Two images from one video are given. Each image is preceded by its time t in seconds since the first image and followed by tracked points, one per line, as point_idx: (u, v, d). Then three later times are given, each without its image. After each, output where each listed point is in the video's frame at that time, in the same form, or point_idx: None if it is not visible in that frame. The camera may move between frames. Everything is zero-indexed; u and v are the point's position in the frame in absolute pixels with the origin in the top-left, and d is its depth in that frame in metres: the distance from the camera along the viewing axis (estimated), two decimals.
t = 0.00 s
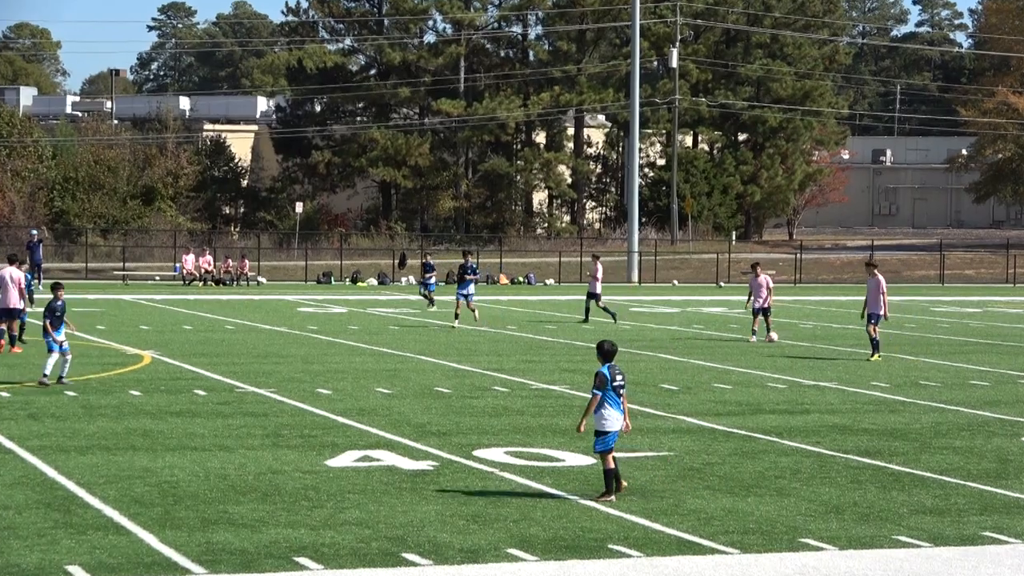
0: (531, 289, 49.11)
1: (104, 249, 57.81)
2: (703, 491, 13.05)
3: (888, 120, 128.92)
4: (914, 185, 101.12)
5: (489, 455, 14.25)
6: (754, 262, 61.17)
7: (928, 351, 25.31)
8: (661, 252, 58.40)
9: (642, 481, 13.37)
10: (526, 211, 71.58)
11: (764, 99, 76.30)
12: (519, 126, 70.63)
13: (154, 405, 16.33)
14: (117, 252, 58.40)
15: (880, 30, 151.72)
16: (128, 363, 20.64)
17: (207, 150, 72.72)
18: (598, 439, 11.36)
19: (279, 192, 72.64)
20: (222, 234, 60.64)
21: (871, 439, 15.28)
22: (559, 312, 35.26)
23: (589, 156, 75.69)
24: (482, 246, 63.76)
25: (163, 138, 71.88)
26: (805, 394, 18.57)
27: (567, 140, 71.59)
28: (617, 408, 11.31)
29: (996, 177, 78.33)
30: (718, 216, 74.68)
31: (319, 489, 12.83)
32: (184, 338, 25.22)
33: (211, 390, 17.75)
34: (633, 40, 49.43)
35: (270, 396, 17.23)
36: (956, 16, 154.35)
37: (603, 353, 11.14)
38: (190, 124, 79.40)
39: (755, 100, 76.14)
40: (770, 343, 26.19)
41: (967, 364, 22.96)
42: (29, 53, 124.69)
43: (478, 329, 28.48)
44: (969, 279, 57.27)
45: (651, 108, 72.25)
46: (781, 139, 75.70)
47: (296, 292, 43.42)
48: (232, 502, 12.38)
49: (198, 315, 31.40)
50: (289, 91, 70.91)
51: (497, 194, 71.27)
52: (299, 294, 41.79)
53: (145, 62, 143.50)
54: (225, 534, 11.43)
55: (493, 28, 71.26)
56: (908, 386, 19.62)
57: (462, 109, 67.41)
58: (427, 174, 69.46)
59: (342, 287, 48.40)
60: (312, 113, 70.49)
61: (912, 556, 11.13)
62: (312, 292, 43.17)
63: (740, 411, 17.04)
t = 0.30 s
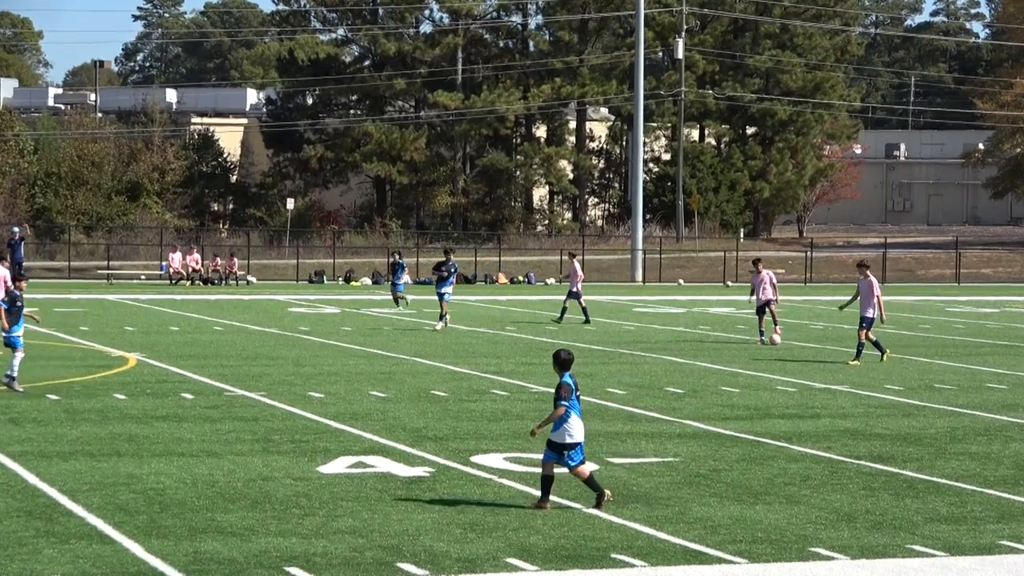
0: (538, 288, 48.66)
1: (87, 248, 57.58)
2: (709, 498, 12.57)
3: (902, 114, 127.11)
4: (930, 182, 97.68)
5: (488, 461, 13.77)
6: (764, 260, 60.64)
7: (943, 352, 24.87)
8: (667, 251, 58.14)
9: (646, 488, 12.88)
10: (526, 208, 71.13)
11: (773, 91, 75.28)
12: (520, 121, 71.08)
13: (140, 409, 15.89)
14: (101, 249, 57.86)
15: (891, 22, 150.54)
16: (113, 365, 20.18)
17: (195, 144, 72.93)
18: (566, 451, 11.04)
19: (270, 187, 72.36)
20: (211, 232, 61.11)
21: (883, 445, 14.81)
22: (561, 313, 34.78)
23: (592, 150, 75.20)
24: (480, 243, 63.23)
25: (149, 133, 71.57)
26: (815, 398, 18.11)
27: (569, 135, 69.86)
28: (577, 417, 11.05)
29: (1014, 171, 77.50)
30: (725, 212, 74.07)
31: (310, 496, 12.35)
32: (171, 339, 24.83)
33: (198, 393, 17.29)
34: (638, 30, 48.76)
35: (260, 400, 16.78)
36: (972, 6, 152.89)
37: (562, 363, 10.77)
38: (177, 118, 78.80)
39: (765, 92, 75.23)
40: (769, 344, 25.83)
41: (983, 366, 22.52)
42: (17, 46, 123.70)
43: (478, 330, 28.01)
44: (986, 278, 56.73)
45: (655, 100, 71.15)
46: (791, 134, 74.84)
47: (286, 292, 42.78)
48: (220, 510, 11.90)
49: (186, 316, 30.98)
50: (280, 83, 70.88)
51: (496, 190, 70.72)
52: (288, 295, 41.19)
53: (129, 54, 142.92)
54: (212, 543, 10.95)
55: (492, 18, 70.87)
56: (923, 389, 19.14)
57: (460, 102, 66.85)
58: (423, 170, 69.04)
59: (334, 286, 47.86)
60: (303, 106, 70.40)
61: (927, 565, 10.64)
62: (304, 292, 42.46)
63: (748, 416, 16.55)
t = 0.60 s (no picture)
0: (543, 287, 48.18)
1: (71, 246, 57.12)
2: (716, 506, 12.09)
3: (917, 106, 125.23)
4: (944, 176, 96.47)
5: (486, 467, 13.32)
6: (773, 259, 60.20)
7: (957, 355, 24.45)
8: (673, 250, 57.59)
9: (649, 496, 12.41)
10: (525, 204, 70.82)
11: (783, 83, 73.79)
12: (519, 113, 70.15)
13: (125, 413, 15.46)
14: (85, 249, 57.42)
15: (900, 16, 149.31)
16: (97, 368, 19.76)
17: (182, 138, 72.49)
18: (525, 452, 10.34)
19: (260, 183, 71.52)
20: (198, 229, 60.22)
21: (897, 450, 14.36)
22: (564, 312, 34.32)
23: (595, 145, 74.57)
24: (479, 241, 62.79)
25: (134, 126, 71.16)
26: (826, 401, 17.68)
27: (570, 128, 69.60)
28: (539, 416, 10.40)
29: None
30: (733, 209, 73.53)
31: (301, 503, 11.88)
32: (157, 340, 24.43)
33: (186, 397, 16.89)
34: (642, 21, 48.09)
35: (250, 404, 16.39)
36: None
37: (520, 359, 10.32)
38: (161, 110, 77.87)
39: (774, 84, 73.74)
40: (762, 348, 25.26)
41: (999, 368, 22.11)
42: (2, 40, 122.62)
43: (477, 331, 27.61)
44: (1000, 278, 56.23)
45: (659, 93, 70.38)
46: (800, 127, 73.82)
47: (279, 292, 42.24)
48: (208, 518, 11.40)
49: (174, 316, 30.59)
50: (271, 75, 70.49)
51: (495, 185, 70.01)
52: (280, 294, 40.69)
53: (114, 45, 142.15)
54: (200, 553, 10.44)
55: (491, 7, 70.42)
56: (938, 393, 18.71)
57: (456, 94, 66.78)
58: (418, 165, 68.52)
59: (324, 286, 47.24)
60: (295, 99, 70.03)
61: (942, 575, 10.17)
62: (294, 293, 41.72)
63: (756, 420, 16.11)
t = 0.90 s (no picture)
0: (547, 286, 47.79)
1: (57, 244, 56.76)
2: (722, 513, 11.72)
3: (927, 100, 124.10)
4: (956, 171, 95.83)
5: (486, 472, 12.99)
6: (779, 258, 59.79)
7: (968, 356, 24.20)
8: (679, 249, 57.10)
9: (652, 501, 12.07)
10: (525, 201, 70.32)
11: (790, 77, 73.69)
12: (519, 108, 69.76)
13: (113, 416, 15.19)
14: (71, 246, 57.36)
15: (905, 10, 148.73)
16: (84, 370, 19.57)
17: (172, 133, 72.11)
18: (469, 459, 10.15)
19: (252, 179, 71.42)
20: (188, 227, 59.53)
21: (908, 454, 14.05)
22: (565, 313, 34.07)
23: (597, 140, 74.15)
24: (479, 239, 62.48)
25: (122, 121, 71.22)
26: (834, 404, 17.40)
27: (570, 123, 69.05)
28: (493, 426, 10.12)
29: None
30: (738, 206, 72.99)
31: (294, 509, 11.52)
32: (148, 341, 24.26)
33: (176, 399, 16.66)
34: (644, 14, 47.63)
35: (242, 406, 16.17)
36: None
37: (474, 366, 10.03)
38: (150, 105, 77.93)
39: (780, 77, 73.63)
40: (762, 349, 24.92)
41: (1011, 370, 21.87)
42: None
43: (476, 332, 27.41)
44: (1012, 278, 55.78)
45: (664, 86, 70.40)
46: (808, 121, 73.49)
47: (275, 290, 41.95)
48: (198, 523, 10.94)
49: (163, 316, 30.40)
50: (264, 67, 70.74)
51: (494, 182, 69.97)
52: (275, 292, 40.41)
53: (102, 37, 141.33)
54: (190, 558, 9.94)
55: None
56: (949, 396, 18.43)
57: (454, 88, 66.15)
58: (415, 161, 68.63)
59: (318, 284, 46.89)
60: (288, 92, 69.59)
61: None
62: (287, 292, 41.30)
63: (763, 423, 15.81)
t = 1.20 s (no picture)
0: (546, 287, 47.77)
1: (56, 244, 56.84)
2: (722, 513, 11.71)
3: (928, 100, 124.04)
4: (957, 171, 95.85)
5: (485, 472, 13.00)
6: (779, 257, 59.79)
7: (967, 355, 24.21)
8: (678, 249, 57.13)
9: (651, 501, 12.07)
10: (525, 201, 70.36)
11: (790, 77, 73.72)
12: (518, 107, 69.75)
13: (112, 416, 15.17)
14: (70, 247, 57.27)
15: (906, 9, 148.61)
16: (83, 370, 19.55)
17: (172, 133, 72.09)
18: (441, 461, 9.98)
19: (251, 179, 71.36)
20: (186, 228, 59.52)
21: (908, 454, 14.06)
22: (564, 312, 34.08)
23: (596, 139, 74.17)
24: (479, 239, 62.50)
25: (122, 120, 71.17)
26: (834, 404, 17.41)
27: (570, 123, 68.97)
28: (455, 423, 9.96)
29: None
30: (738, 205, 73.09)
31: (293, 509, 11.51)
32: (147, 340, 24.25)
33: (175, 399, 16.68)
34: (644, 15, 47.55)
35: (241, 406, 16.19)
36: None
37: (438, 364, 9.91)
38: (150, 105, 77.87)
39: (780, 76, 73.61)
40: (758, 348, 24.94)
41: (1011, 371, 21.86)
42: None
43: (475, 331, 27.43)
44: (1013, 277, 55.76)
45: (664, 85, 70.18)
46: (808, 121, 73.41)
47: (275, 291, 41.94)
48: (198, 523, 10.92)
49: (161, 316, 30.39)
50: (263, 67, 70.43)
51: (493, 182, 69.95)
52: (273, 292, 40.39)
53: (101, 36, 141.17)
54: (189, 558, 9.92)
55: None
56: (948, 395, 18.44)
57: (454, 88, 66.11)
58: (415, 161, 68.51)
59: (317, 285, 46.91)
60: (288, 92, 69.57)
61: None
62: (288, 292, 41.38)
63: (762, 422, 15.81)
